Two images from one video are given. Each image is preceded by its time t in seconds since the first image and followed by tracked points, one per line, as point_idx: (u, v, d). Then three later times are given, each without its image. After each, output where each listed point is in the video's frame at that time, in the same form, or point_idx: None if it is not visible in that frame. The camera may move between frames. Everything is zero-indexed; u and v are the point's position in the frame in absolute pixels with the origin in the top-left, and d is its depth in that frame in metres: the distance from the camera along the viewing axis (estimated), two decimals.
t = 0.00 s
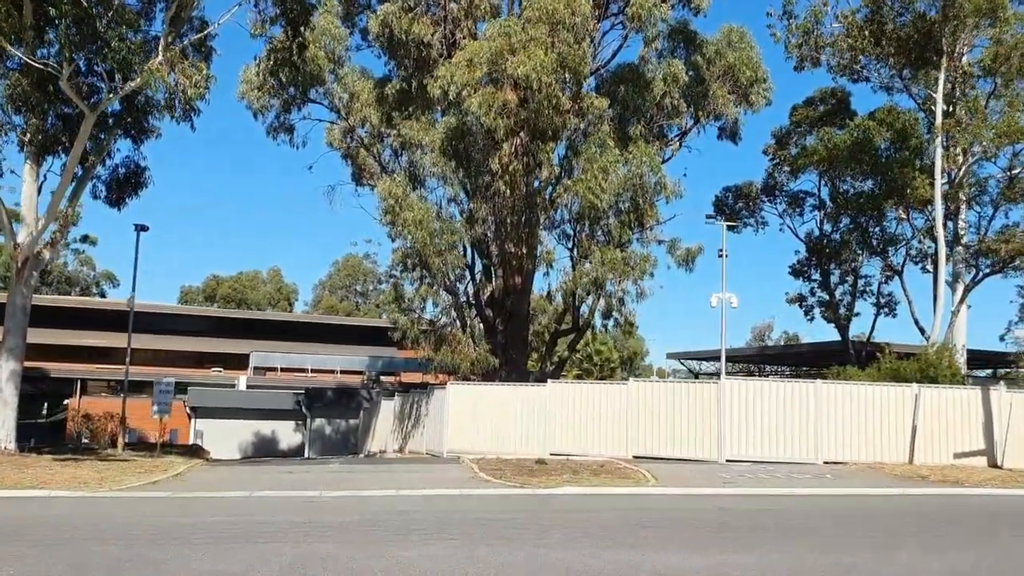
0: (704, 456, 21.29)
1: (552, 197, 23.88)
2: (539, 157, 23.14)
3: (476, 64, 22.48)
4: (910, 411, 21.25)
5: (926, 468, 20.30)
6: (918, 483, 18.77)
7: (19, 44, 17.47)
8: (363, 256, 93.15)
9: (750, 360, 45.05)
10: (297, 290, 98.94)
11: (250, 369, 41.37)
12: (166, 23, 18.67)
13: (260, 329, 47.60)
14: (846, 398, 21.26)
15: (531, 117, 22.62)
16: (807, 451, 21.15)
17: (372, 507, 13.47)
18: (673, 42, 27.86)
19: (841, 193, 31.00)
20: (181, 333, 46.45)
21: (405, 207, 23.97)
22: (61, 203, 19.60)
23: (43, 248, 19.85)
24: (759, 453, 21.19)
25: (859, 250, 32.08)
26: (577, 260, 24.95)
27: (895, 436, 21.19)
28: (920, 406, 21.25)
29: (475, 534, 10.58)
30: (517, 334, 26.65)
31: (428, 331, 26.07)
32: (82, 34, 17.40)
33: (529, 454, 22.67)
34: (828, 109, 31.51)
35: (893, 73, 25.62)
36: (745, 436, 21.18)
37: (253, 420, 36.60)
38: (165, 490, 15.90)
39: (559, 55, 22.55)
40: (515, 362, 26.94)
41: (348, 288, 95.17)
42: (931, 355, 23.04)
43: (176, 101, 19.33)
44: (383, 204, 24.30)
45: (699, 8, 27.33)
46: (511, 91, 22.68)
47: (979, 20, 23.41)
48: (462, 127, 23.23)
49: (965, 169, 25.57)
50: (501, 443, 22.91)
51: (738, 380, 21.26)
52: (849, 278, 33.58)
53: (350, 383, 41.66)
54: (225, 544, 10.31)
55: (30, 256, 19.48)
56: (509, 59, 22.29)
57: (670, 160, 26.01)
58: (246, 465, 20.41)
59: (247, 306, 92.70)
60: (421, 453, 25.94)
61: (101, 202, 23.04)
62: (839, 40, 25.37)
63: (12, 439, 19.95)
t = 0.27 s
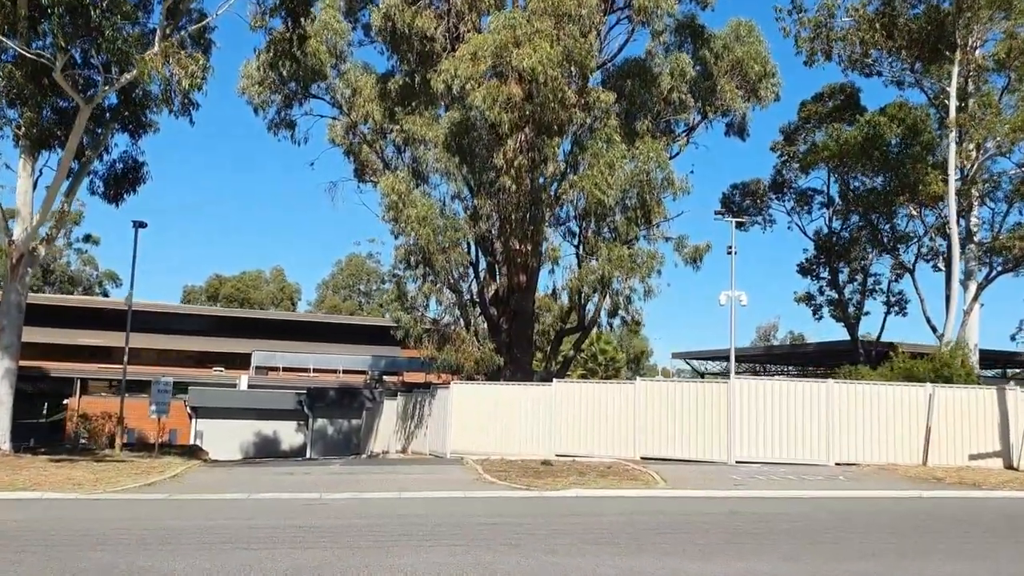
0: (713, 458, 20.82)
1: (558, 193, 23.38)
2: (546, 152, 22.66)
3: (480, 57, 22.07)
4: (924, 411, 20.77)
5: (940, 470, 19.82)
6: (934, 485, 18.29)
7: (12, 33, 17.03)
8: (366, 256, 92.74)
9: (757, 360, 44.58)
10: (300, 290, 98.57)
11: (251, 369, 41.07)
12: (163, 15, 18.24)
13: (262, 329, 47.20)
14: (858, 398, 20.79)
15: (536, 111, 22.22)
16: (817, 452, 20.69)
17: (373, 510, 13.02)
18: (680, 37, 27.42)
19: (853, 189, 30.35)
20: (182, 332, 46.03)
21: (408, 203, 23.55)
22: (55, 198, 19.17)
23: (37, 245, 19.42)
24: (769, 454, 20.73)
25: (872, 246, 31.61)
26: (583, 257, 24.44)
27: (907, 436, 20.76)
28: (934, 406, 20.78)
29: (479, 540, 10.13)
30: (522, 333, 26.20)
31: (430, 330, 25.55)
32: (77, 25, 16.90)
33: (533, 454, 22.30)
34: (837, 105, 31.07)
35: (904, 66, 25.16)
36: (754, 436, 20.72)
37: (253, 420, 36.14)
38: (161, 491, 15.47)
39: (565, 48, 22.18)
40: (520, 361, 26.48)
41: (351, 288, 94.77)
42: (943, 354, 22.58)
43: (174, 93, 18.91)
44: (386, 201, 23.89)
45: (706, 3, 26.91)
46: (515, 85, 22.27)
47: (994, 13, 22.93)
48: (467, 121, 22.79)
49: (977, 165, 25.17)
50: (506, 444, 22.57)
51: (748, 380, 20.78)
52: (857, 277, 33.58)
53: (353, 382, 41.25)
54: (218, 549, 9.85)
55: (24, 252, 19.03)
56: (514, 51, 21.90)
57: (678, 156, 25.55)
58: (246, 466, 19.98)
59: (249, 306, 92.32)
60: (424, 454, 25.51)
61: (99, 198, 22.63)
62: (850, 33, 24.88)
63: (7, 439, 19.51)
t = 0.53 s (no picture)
0: (719, 460, 20.40)
1: (560, 189, 23.07)
2: (548, 148, 22.22)
3: (482, 51, 21.69)
4: (935, 412, 20.35)
5: (951, 472, 19.39)
6: (946, 488, 17.85)
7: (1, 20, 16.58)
8: (367, 256, 92.33)
9: (760, 360, 44.19)
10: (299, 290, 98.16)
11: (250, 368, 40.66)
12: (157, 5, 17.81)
13: (261, 328, 46.81)
14: (868, 399, 20.36)
15: (539, 106, 21.79)
16: (826, 454, 20.25)
17: (372, 513, 12.60)
18: (685, 32, 27.00)
19: (860, 187, 30.35)
20: (181, 331, 45.64)
21: (408, 199, 23.07)
22: (46, 192, 18.72)
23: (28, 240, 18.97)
24: (776, 456, 20.29)
25: (878, 245, 31.24)
26: (586, 256, 24.08)
27: (917, 438, 20.33)
28: (945, 407, 20.36)
29: (483, 546, 9.71)
30: (523, 332, 25.80)
31: (430, 330, 25.03)
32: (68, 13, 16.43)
33: (537, 456, 21.86)
34: (843, 102, 30.57)
35: (913, 58, 24.79)
36: (761, 438, 20.29)
37: (251, 420, 35.71)
38: (154, 493, 15.04)
39: (568, 42, 21.75)
40: (522, 361, 26.04)
41: (351, 288, 94.34)
42: (954, 353, 22.15)
43: (169, 84, 18.46)
44: (386, 197, 23.39)
45: None
46: (517, 79, 21.88)
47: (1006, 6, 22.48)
48: (468, 115, 22.36)
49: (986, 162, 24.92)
50: (506, 445, 22.18)
51: (756, 380, 20.34)
52: (863, 276, 33.22)
53: (353, 382, 40.84)
54: (208, 555, 9.43)
55: (14, 247, 18.59)
56: (516, 44, 21.48)
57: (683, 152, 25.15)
58: (243, 467, 19.55)
59: (249, 305, 91.90)
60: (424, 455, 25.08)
61: (94, 194, 22.21)
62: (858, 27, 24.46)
63: None
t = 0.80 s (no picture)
0: (721, 460, 20.00)
1: (559, 184, 22.49)
2: (547, 141, 21.78)
3: (479, 43, 21.33)
4: (941, 412, 19.95)
5: (957, 473, 19.00)
6: (953, 489, 17.46)
7: None
8: (363, 254, 91.84)
9: (760, 359, 43.77)
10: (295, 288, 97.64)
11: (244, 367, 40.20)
12: None
13: (255, 326, 46.34)
14: (874, 399, 19.95)
15: (537, 99, 21.40)
16: (830, 455, 19.84)
17: (364, 516, 12.14)
18: (684, 25, 26.58)
19: (862, 183, 30.03)
20: (174, 330, 45.16)
21: (404, 195, 22.60)
22: (32, 186, 18.25)
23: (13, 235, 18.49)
24: (779, 457, 19.88)
25: (881, 242, 30.89)
26: (585, 252, 23.65)
27: (922, 439, 19.94)
28: (951, 407, 19.96)
29: (480, 552, 9.27)
30: (521, 330, 25.35)
31: (426, 328, 24.56)
32: None
33: (536, 456, 21.42)
34: (845, 97, 30.47)
35: (917, 54, 24.38)
36: (764, 439, 19.88)
37: (245, 419, 35.24)
38: (141, 495, 14.58)
39: (566, 34, 21.35)
40: (520, 360, 25.60)
41: (347, 286, 93.82)
42: (960, 352, 21.76)
43: (158, 74, 17.99)
44: (381, 193, 22.93)
45: None
46: (515, 70, 21.50)
47: None
48: (465, 109, 21.92)
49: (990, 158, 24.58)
50: (505, 445, 21.79)
51: (759, 380, 19.91)
52: (865, 274, 32.79)
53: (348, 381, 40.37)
54: (191, 561, 9.00)
55: None
56: (514, 35, 21.10)
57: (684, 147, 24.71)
58: (234, 468, 19.09)
59: (245, 304, 91.37)
60: (420, 455, 24.64)
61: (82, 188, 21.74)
62: (862, 20, 24.01)
63: None
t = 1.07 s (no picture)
0: (727, 462, 19.52)
1: (562, 179, 22.11)
2: (549, 135, 21.34)
3: (481, 34, 20.92)
4: (954, 412, 19.49)
5: (969, 475, 18.54)
6: (966, 491, 16.99)
7: None
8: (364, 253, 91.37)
9: (764, 360, 43.30)
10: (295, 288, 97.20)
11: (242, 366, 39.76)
12: None
13: (254, 325, 45.88)
14: (884, 398, 19.49)
15: (539, 92, 21.02)
16: (838, 456, 19.38)
17: (359, 520, 11.66)
18: (690, 19, 26.13)
19: (870, 179, 29.55)
20: (172, 328, 44.71)
21: (404, 189, 22.13)
22: (21, 179, 17.81)
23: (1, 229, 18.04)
24: (786, 458, 19.41)
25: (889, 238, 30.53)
26: (588, 249, 23.27)
27: (933, 440, 19.48)
28: (964, 407, 19.51)
29: (479, 560, 8.77)
30: (523, 329, 24.91)
31: (426, 326, 24.13)
32: None
33: (538, 457, 20.95)
34: (852, 93, 30.04)
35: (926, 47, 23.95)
36: (771, 440, 19.41)
37: (242, 419, 34.79)
38: (129, 497, 14.09)
39: (569, 26, 20.92)
40: (521, 359, 25.12)
41: (348, 286, 93.36)
42: (971, 351, 21.30)
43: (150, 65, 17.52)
44: (380, 188, 22.45)
45: None
46: (517, 63, 21.10)
47: None
48: (465, 102, 21.46)
49: (1001, 153, 24.21)
50: (506, 446, 21.37)
51: (766, 379, 19.44)
52: (872, 273, 32.27)
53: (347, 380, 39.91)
54: (175, 568, 8.54)
55: None
56: (517, 26, 20.72)
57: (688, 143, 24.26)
58: (227, 468, 18.61)
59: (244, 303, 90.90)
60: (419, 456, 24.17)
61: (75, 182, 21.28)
62: (872, 12, 23.53)
63: None
